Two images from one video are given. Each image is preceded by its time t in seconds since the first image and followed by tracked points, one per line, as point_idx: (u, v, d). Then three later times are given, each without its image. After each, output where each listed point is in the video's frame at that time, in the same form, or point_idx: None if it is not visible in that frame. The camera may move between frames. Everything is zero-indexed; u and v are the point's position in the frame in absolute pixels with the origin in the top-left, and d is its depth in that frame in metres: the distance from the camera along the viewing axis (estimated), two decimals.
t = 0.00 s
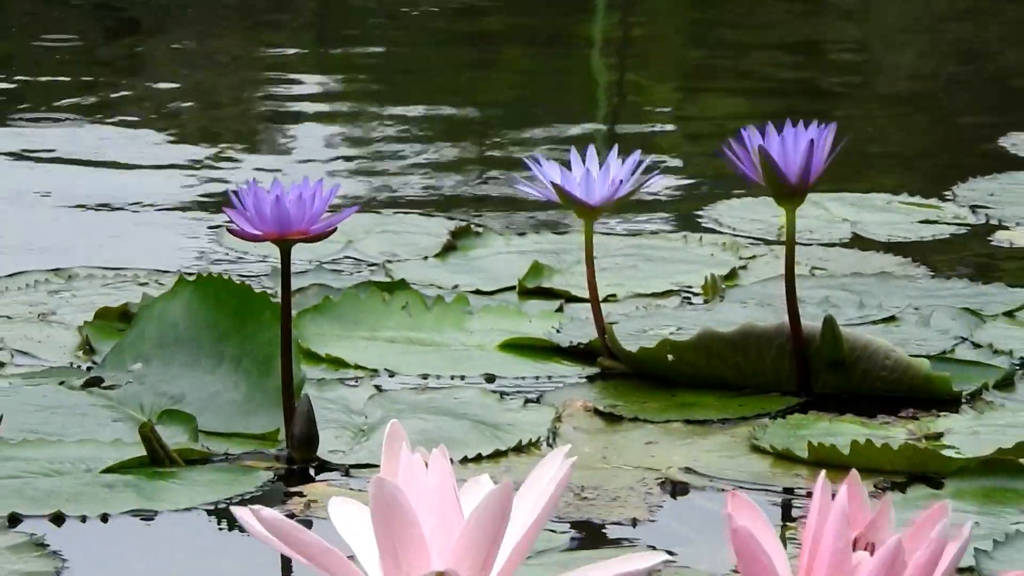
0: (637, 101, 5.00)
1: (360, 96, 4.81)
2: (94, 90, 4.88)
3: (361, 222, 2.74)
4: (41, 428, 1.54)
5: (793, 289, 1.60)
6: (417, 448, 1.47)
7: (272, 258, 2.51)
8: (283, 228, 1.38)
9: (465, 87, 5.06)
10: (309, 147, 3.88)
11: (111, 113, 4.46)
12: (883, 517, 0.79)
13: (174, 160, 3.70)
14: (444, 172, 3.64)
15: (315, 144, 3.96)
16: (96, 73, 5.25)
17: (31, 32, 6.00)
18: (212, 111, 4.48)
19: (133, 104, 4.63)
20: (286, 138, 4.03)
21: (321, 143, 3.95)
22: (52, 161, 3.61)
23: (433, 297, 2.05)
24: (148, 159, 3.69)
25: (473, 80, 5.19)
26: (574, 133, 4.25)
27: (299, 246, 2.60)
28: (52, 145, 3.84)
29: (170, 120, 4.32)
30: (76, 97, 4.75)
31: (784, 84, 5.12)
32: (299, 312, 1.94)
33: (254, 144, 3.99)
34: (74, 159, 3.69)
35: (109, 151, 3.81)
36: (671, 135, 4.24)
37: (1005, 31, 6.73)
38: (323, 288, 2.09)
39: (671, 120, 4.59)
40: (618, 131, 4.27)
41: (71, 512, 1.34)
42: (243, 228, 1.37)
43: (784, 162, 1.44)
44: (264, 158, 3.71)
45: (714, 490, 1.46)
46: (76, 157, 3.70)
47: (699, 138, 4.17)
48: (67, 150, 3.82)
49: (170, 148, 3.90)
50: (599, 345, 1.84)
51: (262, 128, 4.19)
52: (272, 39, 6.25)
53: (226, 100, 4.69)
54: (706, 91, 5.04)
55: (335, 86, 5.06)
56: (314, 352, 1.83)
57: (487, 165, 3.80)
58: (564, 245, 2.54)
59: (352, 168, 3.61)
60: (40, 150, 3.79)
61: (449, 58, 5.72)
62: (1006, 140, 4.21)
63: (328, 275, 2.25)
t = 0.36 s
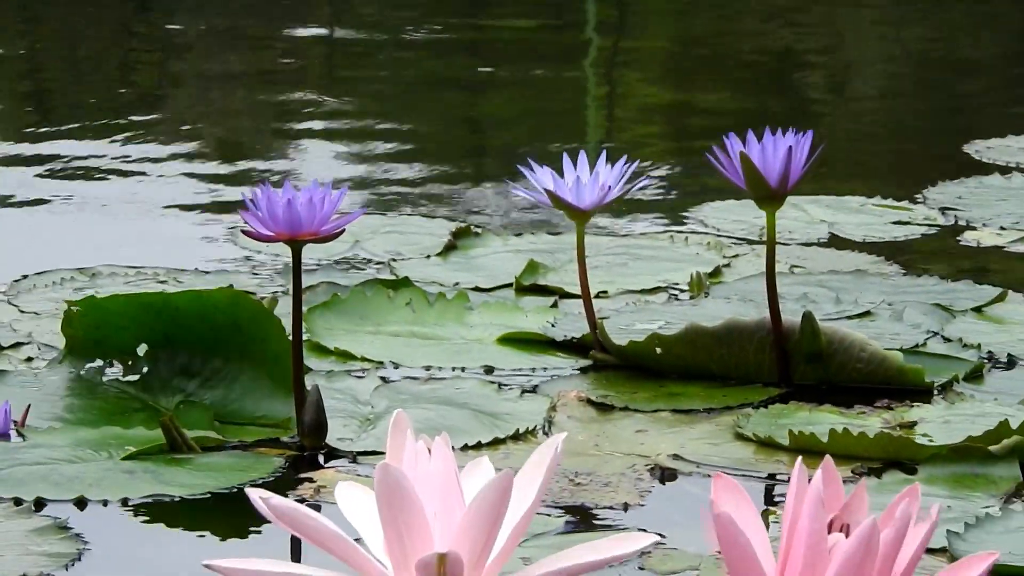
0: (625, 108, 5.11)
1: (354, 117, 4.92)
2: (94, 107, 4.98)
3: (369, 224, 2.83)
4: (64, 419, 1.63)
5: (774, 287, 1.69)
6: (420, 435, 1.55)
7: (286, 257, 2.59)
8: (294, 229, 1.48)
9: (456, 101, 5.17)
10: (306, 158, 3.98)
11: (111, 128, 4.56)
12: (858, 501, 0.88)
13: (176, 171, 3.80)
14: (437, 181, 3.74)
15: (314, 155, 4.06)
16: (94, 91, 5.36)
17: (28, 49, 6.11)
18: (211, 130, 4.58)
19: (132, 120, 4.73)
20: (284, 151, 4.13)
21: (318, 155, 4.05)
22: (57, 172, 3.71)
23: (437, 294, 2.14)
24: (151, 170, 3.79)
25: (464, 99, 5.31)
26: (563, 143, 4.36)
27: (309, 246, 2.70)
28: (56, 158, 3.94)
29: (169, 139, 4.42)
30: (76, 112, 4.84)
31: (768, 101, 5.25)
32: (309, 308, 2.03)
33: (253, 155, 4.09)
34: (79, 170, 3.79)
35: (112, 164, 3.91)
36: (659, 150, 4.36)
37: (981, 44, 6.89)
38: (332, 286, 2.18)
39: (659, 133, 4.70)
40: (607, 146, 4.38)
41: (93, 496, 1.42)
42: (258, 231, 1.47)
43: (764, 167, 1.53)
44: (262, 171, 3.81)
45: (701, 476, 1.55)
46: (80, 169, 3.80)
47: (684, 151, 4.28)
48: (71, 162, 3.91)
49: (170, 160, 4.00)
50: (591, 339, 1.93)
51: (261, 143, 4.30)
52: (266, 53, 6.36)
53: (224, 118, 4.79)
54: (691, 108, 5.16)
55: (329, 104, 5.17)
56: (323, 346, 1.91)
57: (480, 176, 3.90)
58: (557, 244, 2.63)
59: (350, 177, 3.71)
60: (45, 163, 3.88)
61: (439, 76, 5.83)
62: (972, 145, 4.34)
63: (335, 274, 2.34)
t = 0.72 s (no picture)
0: (620, 85, 5.13)
1: (350, 93, 4.93)
2: (89, 86, 4.99)
3: (366, 196, 2.84)
4: (60, 390, 1.64)
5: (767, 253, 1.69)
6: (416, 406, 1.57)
7: (274, 230, 2.60)
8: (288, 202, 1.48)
9: (450, 81, 5.19)
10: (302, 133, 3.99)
11: (107, 106, 4.56)
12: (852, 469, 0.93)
13: (173, 144, 3.81)
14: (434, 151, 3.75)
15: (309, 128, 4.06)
16: (89, 74, 5.37)
17: (25, 49, 6.14)
18: (207, 107, 4.59)
19: (127, 99, 4.74)
20: (280, 126, 4.15)
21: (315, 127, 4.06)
22: (52, 148, 3.71)
23: (430, 265, 2.16)
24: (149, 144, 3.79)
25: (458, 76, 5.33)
26: (559, 114, 4.37)
27: (306, 218, 2.70)
28: (53, 135, 3.94)
29: (165, 114, 4.42)
30: (72, 92, 4.85)
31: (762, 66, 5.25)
32: (304, 279, 2.04)
33: (249, 129, 4.09)
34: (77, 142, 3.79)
35: (110, 138, 3.91)
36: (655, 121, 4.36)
37: (971, 23, 6.91)
38: (326, 258, 2.19)
39: (653, 105, 4.71)
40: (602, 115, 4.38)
41: (89, 468, 1.44)
42: (252, 203, 1.48)
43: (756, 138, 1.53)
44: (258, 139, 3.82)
45: (696, 443, 1.56)
46: (77, 142, 3.81)
47: (679, 124, 4.29)
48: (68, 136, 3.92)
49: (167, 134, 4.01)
50: (586, 309, 1.94)
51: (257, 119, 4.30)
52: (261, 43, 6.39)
53: (220, 97, 4.80)
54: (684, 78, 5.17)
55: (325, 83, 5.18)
56: (319, 317, 1.92)
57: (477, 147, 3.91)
58: (552, 214, 2.64)
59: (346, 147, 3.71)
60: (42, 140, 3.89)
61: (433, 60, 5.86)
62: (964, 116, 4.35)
63: (331, 245, 2.34)
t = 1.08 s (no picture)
0: (585, 7, 5.32)
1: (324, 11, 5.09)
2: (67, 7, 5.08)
3: (350, 103, 2.98)
4: (79, 282, 1.80)
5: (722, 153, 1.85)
6: (406, 292, 1.73)
7: (278, 133, 2.74)
8: (290, 106, 1.63)
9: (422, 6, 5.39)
10: (281, 44, 4.11)
11: (88, 23, 4.65)
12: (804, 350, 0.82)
13: (157, 57, 3.92)
14: (409, 63, 3.89)
15: (288, 40, 4.20)
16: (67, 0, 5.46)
17: None
18: (185, 24, 4.70)
19: (107, 17, 4.83)
20: (258, 39, 4.26)
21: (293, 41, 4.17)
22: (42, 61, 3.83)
23: (418, 165, 2.31)
24: (134, 57, 3.90)
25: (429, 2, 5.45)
26: (527, 28, 4.50)
27: (303, 123, 2.83)
28: (38, 48, 4.04)
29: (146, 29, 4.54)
30: (52, 13, 4.93)
31: None
32: (301, 179, 2.18)
33: (229, 43, 4.24)
34: (63, 58, 3.89)
35: (95, 51, 4.02)
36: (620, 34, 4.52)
37: None
38: (324, 159, 2.33)
39: (617, 21, 4.87)
40: (567, 27, 4.57)
41: (110, 350, 1.60)
42: (258, 109, 1.62)
43: (714, 50, 1.69)
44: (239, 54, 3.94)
45: (659, 328, 1.74)
46: (63, 55, 3.91)
47: (642, 35, 4.45)
48: (53, 50, 4.02)
49: (151, 48, 4.11)
50: (558, 206, 2.10)
51: (236, 34, 4.44)
52: None
53: (198, 16, 4.90)
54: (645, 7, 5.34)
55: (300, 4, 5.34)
56: (315, 214, 2.07)
57: (448, 54, 4.07)
58: (529, 120, 2.77)
59: (325, 58, 3.86)
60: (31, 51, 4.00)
61: None
62: (909, 37, 4.59)
63: (327, 147, 2.49)
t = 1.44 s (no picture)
0: None
1: None
2: None
3: (333, 69, 2.95)
4: (57, 251, 1.79)
5: (702, 119, 1.85)
6: (385, 261, 1.72)
7: (258, 99, 2.73)
8: (267, 73, 1.62)
9: None
10: (262, 16, 4.09)
11: None
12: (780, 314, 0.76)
13: (139, 28, 3.89)
14: (391, 36, 3.88)
15: (269, 10, 4.18)
16: None
17: None
18: None
19: None
20: (240, 11, 4.24)
21: (276, 13, 4.15)
22: (22, 30, 3.81)
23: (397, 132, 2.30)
24: (116, 27, 3.87)
25: None
26: None
27: (281, 90, 2.82)
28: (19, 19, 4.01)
29: None
30: None
31: None
32: (279, 146, 2.18)
33: (209, 13, 4.21)
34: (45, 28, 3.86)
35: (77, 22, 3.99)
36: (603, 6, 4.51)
37: None
38: (301, 126, 2.32)
39: None
40: None
41: (87, 318, 1.59)
42: (233, 75, 1.61)
43: (692, 17, 1.77)
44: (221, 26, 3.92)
45: (638, 297, 1.73)
46: (45, 26, 3.88)
47: (623, 7, 4.44)
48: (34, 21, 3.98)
49: (132, 20, 4.08)
50: (537, 174, 2.09)
51: (216, 3, 4.42)
52: None
53: None
54: None
55: None
56: (293, 181, 2.06)
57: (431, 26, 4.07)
58: (507, 87, 2.77)
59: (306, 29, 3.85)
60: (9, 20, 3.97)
61: None
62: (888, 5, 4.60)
63: (305, 114, 2.48)
